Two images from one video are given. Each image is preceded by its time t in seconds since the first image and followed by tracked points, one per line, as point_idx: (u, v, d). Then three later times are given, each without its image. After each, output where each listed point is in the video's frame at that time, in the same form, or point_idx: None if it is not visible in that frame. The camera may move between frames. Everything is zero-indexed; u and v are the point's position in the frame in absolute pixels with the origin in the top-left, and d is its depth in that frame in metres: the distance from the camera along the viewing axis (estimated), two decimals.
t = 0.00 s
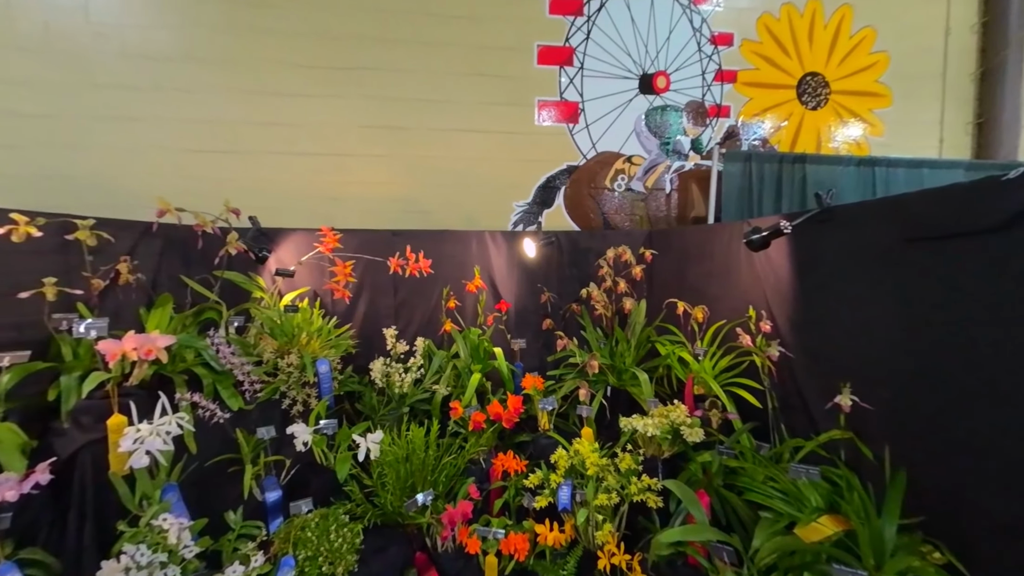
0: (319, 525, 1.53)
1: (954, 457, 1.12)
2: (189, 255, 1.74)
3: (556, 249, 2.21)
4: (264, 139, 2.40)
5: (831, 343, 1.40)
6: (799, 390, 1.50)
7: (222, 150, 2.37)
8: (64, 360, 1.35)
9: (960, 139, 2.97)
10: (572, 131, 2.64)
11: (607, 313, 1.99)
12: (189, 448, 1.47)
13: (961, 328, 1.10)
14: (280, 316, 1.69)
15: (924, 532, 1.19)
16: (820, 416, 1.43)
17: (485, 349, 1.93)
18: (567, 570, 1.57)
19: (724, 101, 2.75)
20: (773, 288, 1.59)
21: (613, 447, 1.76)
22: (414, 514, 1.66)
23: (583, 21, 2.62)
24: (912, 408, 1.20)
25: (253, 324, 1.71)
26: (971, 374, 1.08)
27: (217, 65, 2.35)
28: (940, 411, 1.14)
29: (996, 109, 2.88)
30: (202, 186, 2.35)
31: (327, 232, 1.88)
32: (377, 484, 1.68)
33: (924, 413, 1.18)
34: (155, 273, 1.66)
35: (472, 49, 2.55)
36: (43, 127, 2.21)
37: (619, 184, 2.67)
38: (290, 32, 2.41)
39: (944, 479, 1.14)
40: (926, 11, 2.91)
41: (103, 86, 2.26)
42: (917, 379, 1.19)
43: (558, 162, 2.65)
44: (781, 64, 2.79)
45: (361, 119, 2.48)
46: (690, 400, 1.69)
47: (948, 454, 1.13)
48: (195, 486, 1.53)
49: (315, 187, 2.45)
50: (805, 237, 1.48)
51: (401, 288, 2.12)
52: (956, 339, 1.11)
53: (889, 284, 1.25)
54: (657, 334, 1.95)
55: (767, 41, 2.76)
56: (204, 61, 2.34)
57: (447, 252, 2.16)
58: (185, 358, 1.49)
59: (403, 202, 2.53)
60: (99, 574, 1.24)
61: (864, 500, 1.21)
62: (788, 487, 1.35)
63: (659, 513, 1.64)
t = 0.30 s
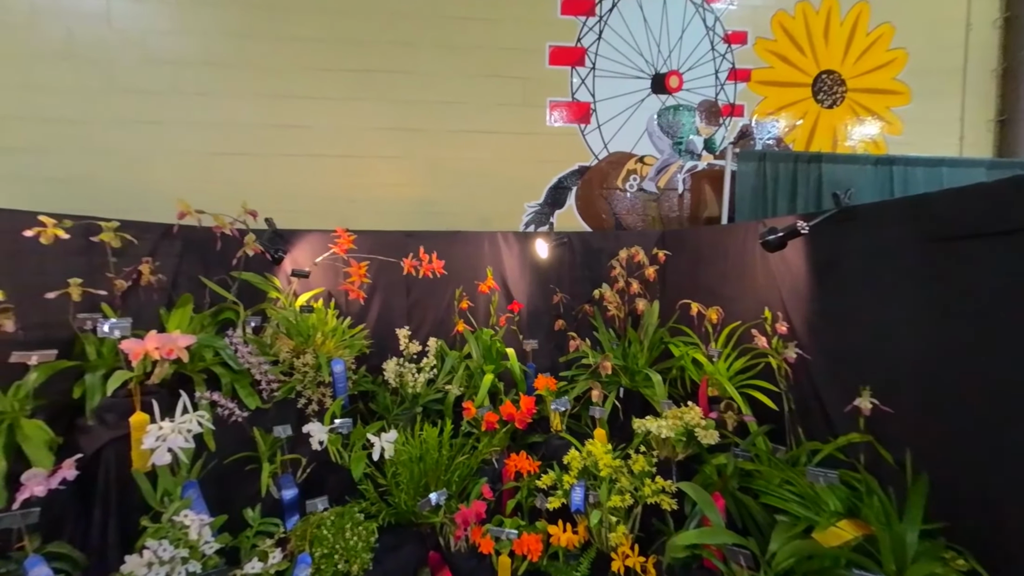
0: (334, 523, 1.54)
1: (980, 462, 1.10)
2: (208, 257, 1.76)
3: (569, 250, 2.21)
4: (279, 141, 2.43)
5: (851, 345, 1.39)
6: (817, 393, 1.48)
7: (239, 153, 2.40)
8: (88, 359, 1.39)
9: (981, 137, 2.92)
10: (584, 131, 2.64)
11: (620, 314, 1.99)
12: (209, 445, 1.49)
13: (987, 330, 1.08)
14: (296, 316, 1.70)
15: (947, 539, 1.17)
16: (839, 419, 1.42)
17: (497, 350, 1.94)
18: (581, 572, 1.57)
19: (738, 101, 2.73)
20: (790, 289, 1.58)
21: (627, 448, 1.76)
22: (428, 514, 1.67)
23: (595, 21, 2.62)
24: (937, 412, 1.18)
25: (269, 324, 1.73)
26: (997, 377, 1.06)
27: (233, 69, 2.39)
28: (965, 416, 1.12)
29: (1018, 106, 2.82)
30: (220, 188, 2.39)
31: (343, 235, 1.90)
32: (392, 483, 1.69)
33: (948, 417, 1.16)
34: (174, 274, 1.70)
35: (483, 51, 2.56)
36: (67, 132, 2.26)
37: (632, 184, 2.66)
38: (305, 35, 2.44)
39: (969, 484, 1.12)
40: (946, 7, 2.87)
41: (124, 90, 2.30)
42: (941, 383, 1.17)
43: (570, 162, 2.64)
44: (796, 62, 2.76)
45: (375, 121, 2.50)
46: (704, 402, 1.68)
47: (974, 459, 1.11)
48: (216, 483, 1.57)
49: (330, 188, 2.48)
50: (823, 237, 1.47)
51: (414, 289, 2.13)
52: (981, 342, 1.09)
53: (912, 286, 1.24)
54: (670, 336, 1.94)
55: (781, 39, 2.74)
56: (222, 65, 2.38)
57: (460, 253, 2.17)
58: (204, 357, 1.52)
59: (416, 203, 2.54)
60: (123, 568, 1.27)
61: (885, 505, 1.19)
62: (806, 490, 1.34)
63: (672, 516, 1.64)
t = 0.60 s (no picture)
0: (353, 521, 1.56)
1: (1009, 466, 1.08)
2: (229, 258, 1.80)
3: (584, 250, 2.20)
4: (298, 144, 2.46)
5: (873, 347, 1.38)
6: (838, 395, 1.47)
7: (258, 156, 2.44)
8: (116, 357, 1.42)
9: (1008, 133, 2.85)
10: (598, 131, 2.63)
11: (636, 315, 1.98)
12: (231, 443, 1.51)
13: (1014, 332, 1.06)
14: (315, 317, 1.74)
15: (977, 546, 1.15)
16: (861, 421, 1.41)
17: (512, 350, 1.94)
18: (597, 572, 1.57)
19: (754, 99, 2.70)
20: (810, 290, 1.57)
21: (643, 450, 1.75)
22: (444, 513, 1.69)
23: (609, 21, 2.61)
24: (963, 415, 1.17)
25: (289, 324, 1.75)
26: None
27: (252, 73, 2.43)
28: (992, 419, 1.11)
29: None
30: (240, 191, 2.43)
31: (360, 236, 1.92)
32: (408, 482, 1.70)
33: (975, 420, 1.14)
34: (197, 274, 1.73)
35: (497, 52, 2.57)
36: (94, 137, 2.32)
37: (646, 184, 2.65)
38: (321, 39, 2.47)
39: (996, 488, 1.11)
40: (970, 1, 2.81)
41: (147, 96, 2.36)
42: (968, 385, 1.15)
43: (583, 161, 2.64)
44: (814, 59, 2.72)
45: (390, 123, 2.52)
46: (722, 404, 1.66)
47: (1002, 463, 1.10)
48: (238, 480, 1.59)
49: (346, 190, 2.51)
50: (844, 236, 1.45)
51: (430, 289, 2.15)
52: (1009, 345, 1.07)
53: (936, 287, 1.22)
54: (687, 337, 1.92)
55: (799, 36, 2.71)
56: (241, 70, 2.42)
57: (474, 254, 2.18)
58: (226, 356, 1.54)
59: (431, 204, 2.56)
60: (151, 562, 1.29)
61: (911, 510, 1.17)
62: (828, 494, 1.32)
63: (690, 518, 1.63)
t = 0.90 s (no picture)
0: (371, 517, 1.59)
1: None
2: (251, 258, 1.83)
3: (599, 250, 2.19)
4: (316, 146, 2.50)
5: (897, 348, 1.36)
6: (860, 397, 1.46)
7: (278, 158, 2.48)
8: (143, 355, 1.46)
9: None
10: (612, 130, 2.62)
11: (652, 315, 1.97)
12: (253, 439, 1.55)
13: None
14: (333, 316, 1.75)
15: (1006, 552, 1.13)
16: (886, 424, 1.40)
17: (527, 349, 1.95)
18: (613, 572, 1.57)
19: (772, 95, 2.66)
20: (831, 290, 1.55)
21: (660, 451, 1.75)
22: (461, 511, 1.70)
23: (624, 19, 2.60)
24: (993, 419, 1.15)
25: (308, 323, 1.78)
26: None
27: (271, 76, 2.47)
28: None
29: None
30: (261, 192, 2.47)
31: (377, 236, 1.94)
32: (425, 480, 1.72)
33: (1006, 423, 1.12)
34: (220, 273, 1.76)
35: (512, 52, 2.58)
36: (120, 140, 2.38)
37: (662, 183, 2.64)
38: (339, 42, 2.50)
39: None
40: None
41: (171, 99, 2.41)
42: (999, 388, 1.14)
43: (598, 160, 2.63)
44: (835, 54, 2.67)
45: (407, 125, 2.54)
46: (740, 405, 1.65)
47: None
48: (258, 476, 1.61)
49: (363, 190, 2.53)
50: (867, 235, 1.44)
51: (445, 289, 2.16)
52: None
53: (965, 288, 1.20)
54: (704, 337, 1.91)
55: (820, 31, 2.65)
56: (261, 73, 2.46)
57: (490, 254, 2.19)
58: (248, 354, 1.57)
59: (446, 204, 2.58)
60: (177, 554, 1.33)
61: (938, 513, 1.13)
62: (850, 497, 1.32)
63: (708, 519, 1.63)
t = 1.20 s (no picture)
0: (386, 514, 1.61)
1: None
2: (267, 258, 1.86)
3: (611, 249, 2.20)
4: (331, 147, 2.53)
5: (917, 349, 1.35)
6: (879, 398, 1.45)
7: (294, 159, 2.51)
8: (164, 353, 1.49)
9: None
10: (625, 129, 2.62)
11: (665, 315, 1.96)
12: (271, 436, 1.58)
13: None
14: (348, 315, 1.77)
15: None
16: (905, 425, 1.38)
17: (540, 349, 1.96)
18: (626, 573, 1.57)
19: (788, 93, 2.62)
20: (848, 290, 1.54)
21: (673, 451, 1.74)
22: (474, 509, 1.72)
23: (637, 17, 2.59)
24: (1017, 422, 1.13)
25: (323, 321, 1.80)
26: None
27: (287, 79, 2.50)
28: None
29: None
30: (277, 193, 2.51)
31: (390, 236, 1.96)
32: (439, 478, 1.73)
33: None
34: (238, 273, 1.80)
35: (524, 52, 2.58)
36: (141, 142, 2.43)
37: (674, 181, 2.63)
38: (353, 44, 2.53)
39: None
40: None
41: (190, 103, 2.46)
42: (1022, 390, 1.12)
43: (610, 160, 2.62)
44: (852, 50, 2.62)
45: (420, 126, 2.56)
46: (754, 406, 1.65)
47: None
48: (276, 472, 1.64)
49: (377, 191, 2.56)
50: (886, 234, 1.43)
51: (457, 289, 2.18)
52: None
53: (988, 288, 1.19)
54: (717, 337, 1.90)
55: (837, 26, 2.61)
56: (277, 75, 2.50)
57: (502, 253, 2.20)
58: (265, 352, 1.60)
59: (459, 204, 2.60)
60: (199, 547, 1.35)
61: (961, 520, 1.13)
62: (868, 500, 1.30)
63: (722, 521, 1.62)
